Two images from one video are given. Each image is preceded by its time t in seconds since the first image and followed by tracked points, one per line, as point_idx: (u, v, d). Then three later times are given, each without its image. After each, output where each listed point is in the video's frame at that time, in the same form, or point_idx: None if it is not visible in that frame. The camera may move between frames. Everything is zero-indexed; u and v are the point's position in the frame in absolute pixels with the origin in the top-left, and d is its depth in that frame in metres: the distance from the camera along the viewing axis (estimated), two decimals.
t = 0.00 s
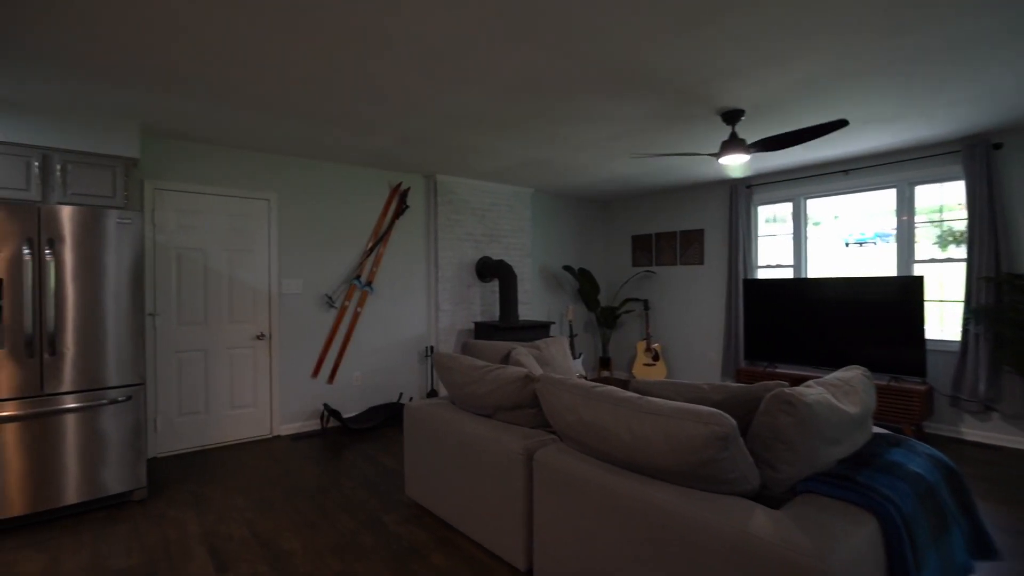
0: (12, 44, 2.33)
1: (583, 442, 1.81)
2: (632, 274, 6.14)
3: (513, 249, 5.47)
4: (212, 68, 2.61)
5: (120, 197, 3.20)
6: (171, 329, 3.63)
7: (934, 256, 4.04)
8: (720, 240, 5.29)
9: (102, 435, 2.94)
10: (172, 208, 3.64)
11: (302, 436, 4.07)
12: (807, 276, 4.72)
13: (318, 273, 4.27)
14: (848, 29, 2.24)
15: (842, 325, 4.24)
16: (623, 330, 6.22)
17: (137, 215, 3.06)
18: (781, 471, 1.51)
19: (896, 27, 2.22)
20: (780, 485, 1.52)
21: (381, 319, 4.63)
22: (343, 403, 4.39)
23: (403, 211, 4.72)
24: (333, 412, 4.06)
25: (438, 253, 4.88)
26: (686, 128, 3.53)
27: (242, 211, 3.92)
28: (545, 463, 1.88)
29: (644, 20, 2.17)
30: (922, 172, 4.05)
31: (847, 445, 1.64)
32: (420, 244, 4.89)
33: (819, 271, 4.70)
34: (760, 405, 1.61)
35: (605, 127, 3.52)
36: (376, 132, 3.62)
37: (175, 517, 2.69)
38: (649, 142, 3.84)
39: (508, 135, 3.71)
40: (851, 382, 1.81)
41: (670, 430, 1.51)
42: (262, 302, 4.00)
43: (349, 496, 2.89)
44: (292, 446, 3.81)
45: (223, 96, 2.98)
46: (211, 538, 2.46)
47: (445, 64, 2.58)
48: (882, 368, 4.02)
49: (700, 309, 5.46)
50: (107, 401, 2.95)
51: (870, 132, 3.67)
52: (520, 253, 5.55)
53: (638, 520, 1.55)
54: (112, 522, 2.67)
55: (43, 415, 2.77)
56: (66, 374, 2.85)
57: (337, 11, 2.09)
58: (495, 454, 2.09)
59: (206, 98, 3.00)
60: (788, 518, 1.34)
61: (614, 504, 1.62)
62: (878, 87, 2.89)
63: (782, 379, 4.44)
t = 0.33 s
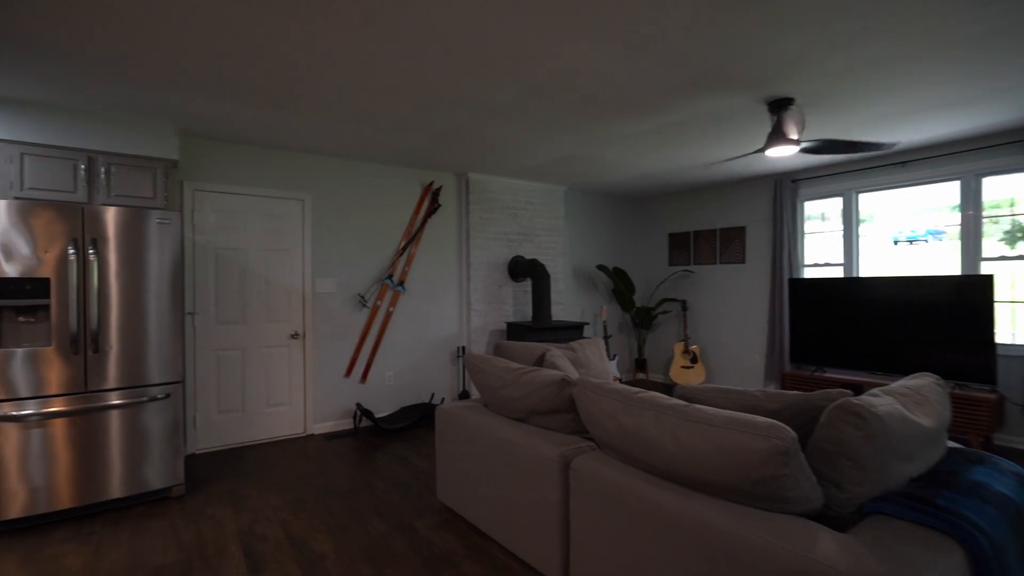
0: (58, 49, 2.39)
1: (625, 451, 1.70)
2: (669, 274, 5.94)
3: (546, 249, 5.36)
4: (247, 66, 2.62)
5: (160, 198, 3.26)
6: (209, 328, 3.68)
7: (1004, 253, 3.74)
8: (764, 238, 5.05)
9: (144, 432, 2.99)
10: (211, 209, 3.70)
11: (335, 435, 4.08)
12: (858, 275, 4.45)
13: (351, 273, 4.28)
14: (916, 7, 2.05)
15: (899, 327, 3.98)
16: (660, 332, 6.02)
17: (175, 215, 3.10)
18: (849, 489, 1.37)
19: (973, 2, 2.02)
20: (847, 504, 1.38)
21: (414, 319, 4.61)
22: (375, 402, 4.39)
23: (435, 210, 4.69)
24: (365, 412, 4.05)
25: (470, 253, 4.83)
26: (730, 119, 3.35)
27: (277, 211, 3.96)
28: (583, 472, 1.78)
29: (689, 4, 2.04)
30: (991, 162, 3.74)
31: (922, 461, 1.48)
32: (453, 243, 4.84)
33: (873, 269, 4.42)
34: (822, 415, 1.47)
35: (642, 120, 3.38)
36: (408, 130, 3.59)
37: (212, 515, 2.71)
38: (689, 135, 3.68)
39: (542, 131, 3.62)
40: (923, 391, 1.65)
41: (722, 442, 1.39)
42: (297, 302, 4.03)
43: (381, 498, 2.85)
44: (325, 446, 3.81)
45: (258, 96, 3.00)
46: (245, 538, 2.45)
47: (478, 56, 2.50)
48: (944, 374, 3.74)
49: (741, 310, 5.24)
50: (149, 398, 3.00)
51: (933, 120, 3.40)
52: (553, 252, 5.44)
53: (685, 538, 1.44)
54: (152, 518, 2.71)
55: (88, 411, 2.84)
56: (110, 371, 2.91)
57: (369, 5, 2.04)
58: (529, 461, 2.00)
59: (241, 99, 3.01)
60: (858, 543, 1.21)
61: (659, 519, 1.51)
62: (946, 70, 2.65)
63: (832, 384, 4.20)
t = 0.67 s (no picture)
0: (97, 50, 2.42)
1: (669, 462, 1.58)
2: (707, 273, 5.73)
3: (579, 247, 5.24)
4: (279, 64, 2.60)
5: (196, 198, 3.30)
6: (243, 327, 3.72)
7: None
8: (809, 235, 4.79)
9: (181, 429, 3.02)
10: (245, 209, 3.73)
11: (366, 434, 4.07)
12: (915, 274, 4.16)
13: (382, 272, 4.27)
14: None
15: (962, 329, 3.71)
16: (697, 333, 5.81)
17: (209, 214, 3.12)
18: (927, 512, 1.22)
19: None
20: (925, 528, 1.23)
21: (444, 319, 4.56)
22: (406, 403, 4.36)
23: (465, 209, 4.64)
24: (396, 412, 4.03)
25: (501, 252, 4.75)
26: (776, 108, 3.17)
27: (309, 210, 3.97)
28: (622, 483, 1.67)
29: None
30: None
31: (1012, 482, 1.30)
32: (483, 242, 4.78)
33: (931, 268, 4.13)
34: (895, 428, 1.31)
35: (681, 111, 3.23)
36: (439, 126, 3.53)
37: (244, 515, 2.71)
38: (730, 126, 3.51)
39: (575, 124, 3.50)
40: (1008, 402, 1.46)
41: (781, 457, 1.26)
42: (329, 301, 4.04)
43: (411, 502, 2.80)
44: (356, 446, 3.80)
45: (289, 95, 2.99)
46: (275, 539, 2.44)
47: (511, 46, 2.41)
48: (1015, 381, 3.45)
49: (784, 311, 4.99)
50: (186, 396, 3.04)
51: (1004, 104, 3.12)
52: (585, 251, 5.31)
53: (738, 560, 1.31)
54: (187, 515, 2.74)
55: (128, 408, 2.88)
56: (148, 369, 2.95)
57: None
58: (564, 469, 1.90)
59: (273, 96, 3.01)
60: None
61: (707, 538, 1.39)
62: None
63: (885, 389, 3.94)
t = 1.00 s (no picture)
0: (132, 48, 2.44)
1: (718, 477, 1.46)
2: (746, 272, 5.49)
3: (611, 246, 5.09)
4: (308, 59, 2.57)
5: (228, 199, 3.32)
6: (275, 326, 3.74)
7: None
8: (858, 231, 4.52)
9: (215, 429, 3.04)
10: (276, 209, 3.75)
11: (396, 436, 4.04)
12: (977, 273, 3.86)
13: (412, 272, 4.23)
14: None
15: None
16: (735, 335, 5.58)
17: (240, 214, 3.13)
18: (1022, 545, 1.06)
19: None
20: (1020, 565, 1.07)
21: (474, 320, 4.50)
22: (435, 404, 4.32)
23: (495, 208, 4.56)
24: (425, 414, 3.98)
25: (531, 251, 4.65)
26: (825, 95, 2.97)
27: (339, 210, 3.96)
28: (664, 498, 1.56)
29: None
30: None
31: None
32: (513, 242, 4.69)
33: (995, 266, 3.82)
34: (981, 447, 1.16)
35: (722, 101, 3.07)
36: (467, 122, 3.46)
37: (273, 516, 2.70)
38: (773, 116, 3.32)
39: (608, 117, 3.38)
40: None
41: (849, 478, 1.12)
42: (359, 301, 4.02)
43: (440, 507, 2.73)
44: (385, 447, 3.77)
45: (318, 92, 2.97)
46: (303, 542, 2.40)
47: (543, 33, 2.31)
48: None
49: (830, 312, 4.73)
50: (220, 395, 3.05)
51: None
52: (618, 250, 5.16)
53: None
54: (218, 515, 2.74)
55: (164, 407, 2.91)
56: (182, 368, 2.98)
57: None
58: (600, 480, 1.79)
59: (302, 94, 2.99)
60: None
61: (760, 563, 1.26)
62: None
63: (944, 398, 3.67)
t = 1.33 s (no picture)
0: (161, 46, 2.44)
1: (768, 498, 1.33)
2: (784, 272, 5.25)
3: (642, 246, 4.94)
4: (334, 55, 2.53)
5: (255, 200, 3.33)
6: (302, 327, 3.73)
7: None
8: (908, 229, 4.26)
9: (244, 430, 3.04)
10: (303, 209, 3.74)
11: (421, 439, 3.99)
12: None
13: (438, 273, 4.18)
14: None
15: None
16: (772, 338, 5.35)
17: (267, 215, 3.12)
18: None
19: None
20: None
21: (500, 321, 4.41)
22: (461, 407, 4.25)
23: (522, 207, 4.47)
24: (451, 417, 3.92)
25: (559, 250, 4.55)
26: (877, 80, 2.77)
27: (366, 211, 3.94)
28: (707, 518, 1.43)
29: None
30: None
31: None
32: (541, 241, 4.59)
33: None
34: None
35: (763, 90, 2.91)
36: (494, 119, 3.37)
37: (298, 519, 2.67)
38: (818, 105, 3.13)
39: (640, 111, 3.24)
40: None
41: (931, 508, 0.99)
42: (385, 302, 3.99)
43: (466, 515, 2.66)
44: (412, 450, 3.72)
45: (343, 89, 2.93)
46: (327, 549, 2.36)
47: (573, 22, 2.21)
48: None
49: (877, 314, 4.47)
50: (249, 397, 3.05)
51: None
52: (649, 249, 5.00)
53: None
54: (245, 518, 2.73)
55: (194, 408, 2.92)
56: (211, 369, 2.98)
57: None
58: (636, 495, 1.68)
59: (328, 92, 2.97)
60: None
61: None
62: None
63: (1010, 409, 3.37)
